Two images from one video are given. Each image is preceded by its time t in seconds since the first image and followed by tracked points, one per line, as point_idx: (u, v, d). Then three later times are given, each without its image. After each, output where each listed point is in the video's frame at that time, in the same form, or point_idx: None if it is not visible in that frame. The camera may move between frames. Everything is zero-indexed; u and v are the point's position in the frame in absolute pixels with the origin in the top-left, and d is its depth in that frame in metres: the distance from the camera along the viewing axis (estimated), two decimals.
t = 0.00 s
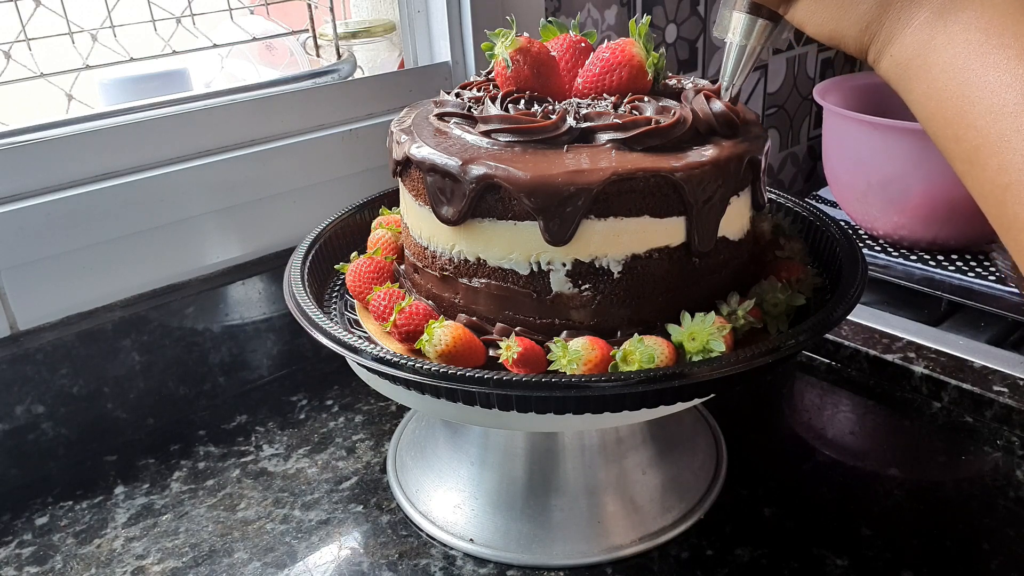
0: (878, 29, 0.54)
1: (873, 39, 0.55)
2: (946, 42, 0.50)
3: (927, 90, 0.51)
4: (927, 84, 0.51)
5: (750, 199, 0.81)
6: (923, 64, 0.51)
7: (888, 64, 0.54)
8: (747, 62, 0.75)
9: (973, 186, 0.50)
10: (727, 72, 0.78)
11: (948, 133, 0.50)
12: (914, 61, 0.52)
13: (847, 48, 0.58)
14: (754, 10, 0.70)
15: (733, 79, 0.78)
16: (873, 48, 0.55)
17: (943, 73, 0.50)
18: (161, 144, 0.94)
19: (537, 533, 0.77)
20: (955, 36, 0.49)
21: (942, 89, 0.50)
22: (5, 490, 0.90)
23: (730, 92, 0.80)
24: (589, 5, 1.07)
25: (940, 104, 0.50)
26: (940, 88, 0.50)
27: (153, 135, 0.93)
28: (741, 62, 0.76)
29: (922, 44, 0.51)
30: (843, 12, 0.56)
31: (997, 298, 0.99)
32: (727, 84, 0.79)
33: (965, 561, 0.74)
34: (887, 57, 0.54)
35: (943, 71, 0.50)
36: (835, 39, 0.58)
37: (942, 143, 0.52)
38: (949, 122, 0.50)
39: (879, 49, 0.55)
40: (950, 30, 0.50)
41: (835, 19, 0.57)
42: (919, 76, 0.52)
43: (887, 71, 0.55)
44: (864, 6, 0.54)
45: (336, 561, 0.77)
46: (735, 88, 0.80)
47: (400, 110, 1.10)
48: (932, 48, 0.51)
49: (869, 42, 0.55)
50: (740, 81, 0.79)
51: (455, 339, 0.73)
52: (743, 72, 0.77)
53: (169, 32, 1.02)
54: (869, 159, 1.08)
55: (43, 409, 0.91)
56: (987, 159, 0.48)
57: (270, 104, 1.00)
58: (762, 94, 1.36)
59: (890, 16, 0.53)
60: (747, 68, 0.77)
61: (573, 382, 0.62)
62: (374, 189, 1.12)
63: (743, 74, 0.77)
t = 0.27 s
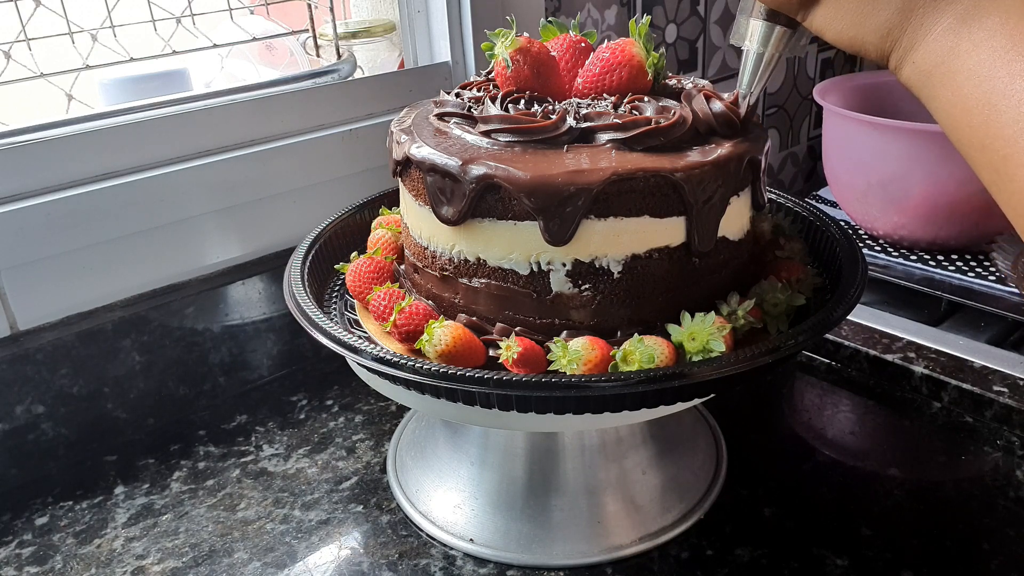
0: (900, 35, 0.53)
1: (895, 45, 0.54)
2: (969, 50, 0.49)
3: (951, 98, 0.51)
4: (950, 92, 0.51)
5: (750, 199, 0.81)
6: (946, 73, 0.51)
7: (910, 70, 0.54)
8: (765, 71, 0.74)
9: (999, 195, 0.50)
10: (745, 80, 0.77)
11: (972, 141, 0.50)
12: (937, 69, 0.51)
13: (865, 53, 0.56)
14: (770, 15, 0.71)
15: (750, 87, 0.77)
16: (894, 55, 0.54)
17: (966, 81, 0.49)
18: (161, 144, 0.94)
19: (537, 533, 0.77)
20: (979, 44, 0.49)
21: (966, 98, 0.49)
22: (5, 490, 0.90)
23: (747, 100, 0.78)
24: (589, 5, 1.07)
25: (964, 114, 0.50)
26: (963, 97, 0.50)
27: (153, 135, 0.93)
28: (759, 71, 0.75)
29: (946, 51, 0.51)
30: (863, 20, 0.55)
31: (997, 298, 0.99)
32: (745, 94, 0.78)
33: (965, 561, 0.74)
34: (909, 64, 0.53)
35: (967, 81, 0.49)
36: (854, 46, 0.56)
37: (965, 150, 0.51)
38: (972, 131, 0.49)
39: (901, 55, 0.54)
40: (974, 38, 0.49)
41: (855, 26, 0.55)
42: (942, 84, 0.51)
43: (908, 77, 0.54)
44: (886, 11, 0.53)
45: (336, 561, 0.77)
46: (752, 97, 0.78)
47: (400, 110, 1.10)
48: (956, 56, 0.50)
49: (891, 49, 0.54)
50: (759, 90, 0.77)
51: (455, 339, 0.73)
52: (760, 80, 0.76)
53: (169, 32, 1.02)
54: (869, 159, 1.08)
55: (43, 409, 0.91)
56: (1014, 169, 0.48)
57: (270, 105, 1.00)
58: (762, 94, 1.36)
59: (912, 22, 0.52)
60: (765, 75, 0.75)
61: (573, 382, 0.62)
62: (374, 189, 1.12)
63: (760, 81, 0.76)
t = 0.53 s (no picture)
0: (911, 41, 0.51)
1: (907, 51, 0.52)
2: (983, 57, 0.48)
3: (963, 106, 0.49)
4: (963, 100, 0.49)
5: (750, 199, 0.81)
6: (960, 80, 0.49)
7: (922, 78, 0.52)
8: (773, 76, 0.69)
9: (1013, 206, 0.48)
10: (751, 87, 0.73)
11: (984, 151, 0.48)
12: (950, 77, 0.50)
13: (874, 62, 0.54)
14: (776, 21, 0.65)
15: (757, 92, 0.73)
16: (906, 61, 0.52)
17: (980, 88, 0.48)
18: (161, 144, 0.94)
19: (537, 533, 0.77)
20: (994, 49, 0.47)
21: (980, 104, 0.48)
22: (5, 491, 0.90)
23: (752, 107, 0.75)
24: (589, 5, 1.07)
25: (977, 121, 0.48)
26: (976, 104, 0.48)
27: (153, 134, 0.93)
28: (765, 77, 0.71)
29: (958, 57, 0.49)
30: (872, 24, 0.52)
31: (997, 298, 0.99)
32: (751, 102, 0.75)
33: (965, 561, 0.74)
34: (921, 71, 0.51)
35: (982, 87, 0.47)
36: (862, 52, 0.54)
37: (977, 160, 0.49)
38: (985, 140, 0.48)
39: (912, 62, 0.52)
40: (988, 43, 0.48)
41: (865, 31, 0.53)
42: (955, 91, 0.49)
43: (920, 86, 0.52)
44: (898, 16, 0.51)
45: (336, 561, 0.77)
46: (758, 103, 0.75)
47: (400, 110, 1.10)
48: (970, 62, 0.48)
49: (901, 55, 0.52)
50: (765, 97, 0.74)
51: (455, 339, 0.73)
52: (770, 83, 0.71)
53: (169, 32, 1.02)
54: (869, 159, 1.08)
55: (43, 409, 0.91)
56: None
57: (270, 105, 1.00)
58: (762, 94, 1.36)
59: (926, 27, 0.51)
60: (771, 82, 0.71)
61: (573, 382, 0.62)
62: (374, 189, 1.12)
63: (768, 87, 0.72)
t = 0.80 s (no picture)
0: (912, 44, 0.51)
1: (907, 54, 0.52)
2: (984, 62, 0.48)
3: (965, 110, 0.49)
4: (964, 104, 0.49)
5: (750, 199, 0.81)
6: (961, 84, 0.49)
7: (923, 81, 0.52)
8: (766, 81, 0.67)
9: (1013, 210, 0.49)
10: (744, 94, 0.71)
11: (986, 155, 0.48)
12: (951, 81, 0.50)
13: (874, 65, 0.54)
14: (770, 23, 0.63)
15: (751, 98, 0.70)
16: (906, 64, 0.52)
17: (982, 92, 0.48)
18: (161, 144, 0.94)
19: (537, 533, 0.77)
20: (995, 54, 0.47)
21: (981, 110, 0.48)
22: (5, 491, 0.90)
23: (747, 111, 0.73)
24: (589, 5, 1.07)
25: (978, 126, 0.48)
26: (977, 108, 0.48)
27: (153, 134, 0.93)
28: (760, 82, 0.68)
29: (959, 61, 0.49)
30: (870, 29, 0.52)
31: (997, 298, 0.99)
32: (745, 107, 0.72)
33: (965, 561, 0.74)
34: (922, 74, 0.52)
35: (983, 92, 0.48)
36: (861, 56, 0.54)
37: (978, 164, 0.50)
38: (988, 144, 0.48)
39: (912, 65, 0.52)
40: (989, 47, 0.48)
41: (864, 34, 0.53)
42: (957, 95, 0.50)
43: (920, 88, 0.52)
44: (899, 18, 0.51)
45: (336, 561, 0.77)
46: (754, 108, 0.73)
47: (400, 110, 1.10)
48: (971, 66, 0.49)
49: (902, 58, 0.52)
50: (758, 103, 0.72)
51: (455, 339, 0.73)
52: (762, 90, 0.69)
53: (169, 32, 1.02)
54: (869, 159, 1.08)
55: (43, 409, 0.91)
56: None
57: (270, 104, 1.00)
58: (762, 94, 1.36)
59: (926, 30, 0.51)
60: (762, 91, 0.69)
61: (572, 382, 0.62)
62: (374, 189, 1.12)
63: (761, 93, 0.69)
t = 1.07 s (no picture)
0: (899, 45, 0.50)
1: (894, 56, 0.51)
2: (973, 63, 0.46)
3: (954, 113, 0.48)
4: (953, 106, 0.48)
5: (750, 199, 0.81)
6: (951, 86, 0.48)
7: (911, 83, 0.50)
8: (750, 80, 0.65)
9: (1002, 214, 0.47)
10: (729, 93, 0.70)
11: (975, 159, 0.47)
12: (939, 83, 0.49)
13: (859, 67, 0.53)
14: (754, 23, 0.62)
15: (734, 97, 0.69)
16: (893, 66, 0.51)
17: (971, 94, 0.46)
18: (161, 144, 0.94)
19: (537, 533, 0.77)
20: (984, 54, 0.46)
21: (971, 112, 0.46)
22: (5, 491, 0.90)
23: (731, 112, 0.72)
24: (589, 6, 1.07)
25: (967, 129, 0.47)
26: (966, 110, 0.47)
27: (153, 134, 0.93)
28: (744, 81, 0.67)
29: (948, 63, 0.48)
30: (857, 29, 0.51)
31: (997, 297, 0.99)
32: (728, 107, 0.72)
33: (965, 561, 0.74)
34: (910, 75, 0.50)
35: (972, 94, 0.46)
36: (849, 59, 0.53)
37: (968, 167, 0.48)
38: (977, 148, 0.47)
39: (900, 66, 0.51)
40: (977, 48, 0.46)
41: (850, 35, 0.51)
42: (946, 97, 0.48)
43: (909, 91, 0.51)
44: (886, 18, 0.50)
45: (336, 561, 0.77)
46: (737, 108, 0.72)
47: (400, 110, 1.10)
48: (960, 68, 0.47)
49: (889, 60, 0.51)
50: (742, 102, 0.71)
51: (455, 339, 0.73)
52: (746, 87, 0.68)
53: (169, 32, 1.02)
54: (869, 159, 1.08)
55: (43, 409, 0.91)
56: None
57: (270, 104, 1.00)
58: (761, 94, 1.36)
59: (914, 30, 0.49)
60: (747, 89, 0.68)
61: (571, 382, 0.62)
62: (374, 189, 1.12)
63: (745, 91, 0.68)
